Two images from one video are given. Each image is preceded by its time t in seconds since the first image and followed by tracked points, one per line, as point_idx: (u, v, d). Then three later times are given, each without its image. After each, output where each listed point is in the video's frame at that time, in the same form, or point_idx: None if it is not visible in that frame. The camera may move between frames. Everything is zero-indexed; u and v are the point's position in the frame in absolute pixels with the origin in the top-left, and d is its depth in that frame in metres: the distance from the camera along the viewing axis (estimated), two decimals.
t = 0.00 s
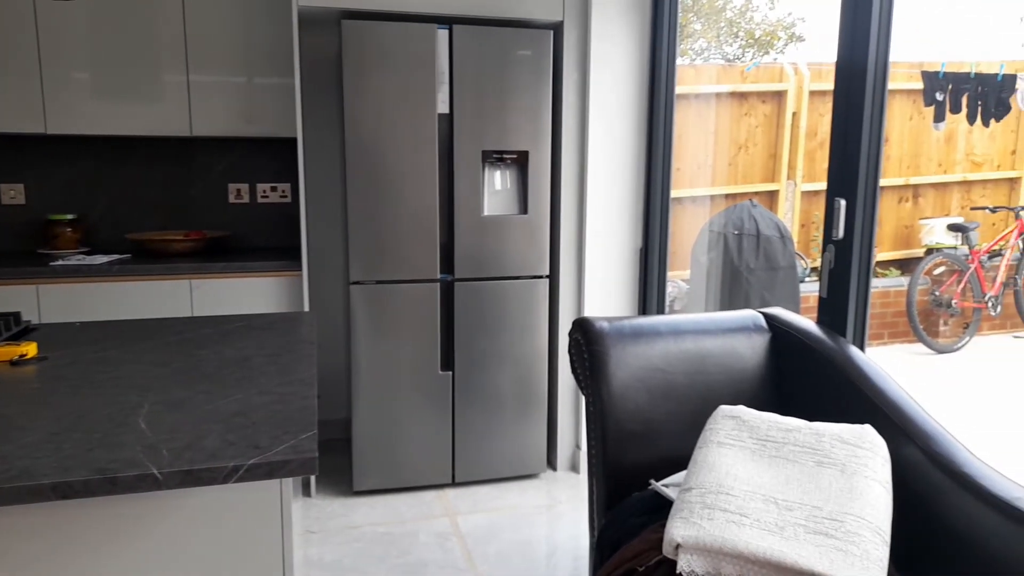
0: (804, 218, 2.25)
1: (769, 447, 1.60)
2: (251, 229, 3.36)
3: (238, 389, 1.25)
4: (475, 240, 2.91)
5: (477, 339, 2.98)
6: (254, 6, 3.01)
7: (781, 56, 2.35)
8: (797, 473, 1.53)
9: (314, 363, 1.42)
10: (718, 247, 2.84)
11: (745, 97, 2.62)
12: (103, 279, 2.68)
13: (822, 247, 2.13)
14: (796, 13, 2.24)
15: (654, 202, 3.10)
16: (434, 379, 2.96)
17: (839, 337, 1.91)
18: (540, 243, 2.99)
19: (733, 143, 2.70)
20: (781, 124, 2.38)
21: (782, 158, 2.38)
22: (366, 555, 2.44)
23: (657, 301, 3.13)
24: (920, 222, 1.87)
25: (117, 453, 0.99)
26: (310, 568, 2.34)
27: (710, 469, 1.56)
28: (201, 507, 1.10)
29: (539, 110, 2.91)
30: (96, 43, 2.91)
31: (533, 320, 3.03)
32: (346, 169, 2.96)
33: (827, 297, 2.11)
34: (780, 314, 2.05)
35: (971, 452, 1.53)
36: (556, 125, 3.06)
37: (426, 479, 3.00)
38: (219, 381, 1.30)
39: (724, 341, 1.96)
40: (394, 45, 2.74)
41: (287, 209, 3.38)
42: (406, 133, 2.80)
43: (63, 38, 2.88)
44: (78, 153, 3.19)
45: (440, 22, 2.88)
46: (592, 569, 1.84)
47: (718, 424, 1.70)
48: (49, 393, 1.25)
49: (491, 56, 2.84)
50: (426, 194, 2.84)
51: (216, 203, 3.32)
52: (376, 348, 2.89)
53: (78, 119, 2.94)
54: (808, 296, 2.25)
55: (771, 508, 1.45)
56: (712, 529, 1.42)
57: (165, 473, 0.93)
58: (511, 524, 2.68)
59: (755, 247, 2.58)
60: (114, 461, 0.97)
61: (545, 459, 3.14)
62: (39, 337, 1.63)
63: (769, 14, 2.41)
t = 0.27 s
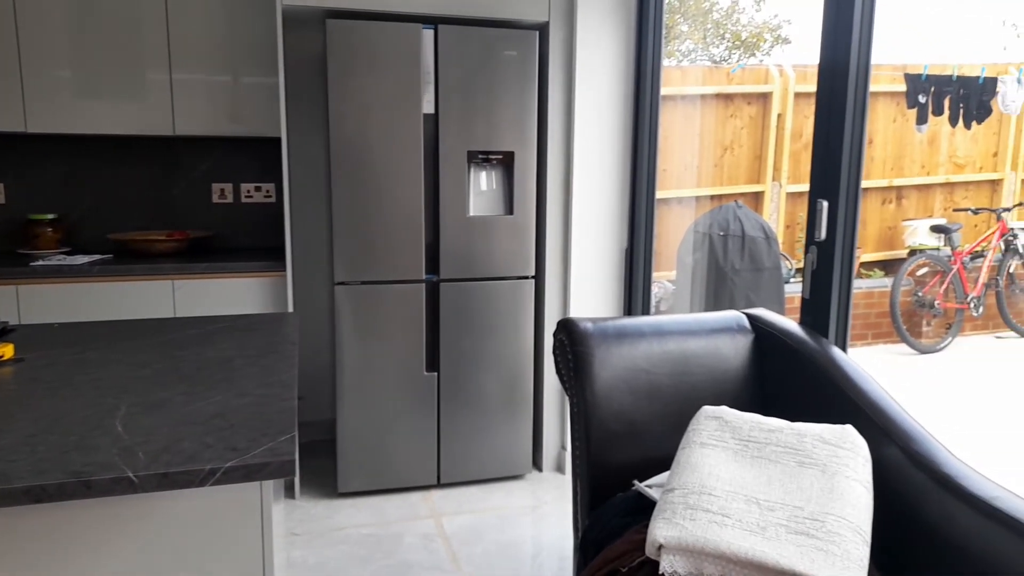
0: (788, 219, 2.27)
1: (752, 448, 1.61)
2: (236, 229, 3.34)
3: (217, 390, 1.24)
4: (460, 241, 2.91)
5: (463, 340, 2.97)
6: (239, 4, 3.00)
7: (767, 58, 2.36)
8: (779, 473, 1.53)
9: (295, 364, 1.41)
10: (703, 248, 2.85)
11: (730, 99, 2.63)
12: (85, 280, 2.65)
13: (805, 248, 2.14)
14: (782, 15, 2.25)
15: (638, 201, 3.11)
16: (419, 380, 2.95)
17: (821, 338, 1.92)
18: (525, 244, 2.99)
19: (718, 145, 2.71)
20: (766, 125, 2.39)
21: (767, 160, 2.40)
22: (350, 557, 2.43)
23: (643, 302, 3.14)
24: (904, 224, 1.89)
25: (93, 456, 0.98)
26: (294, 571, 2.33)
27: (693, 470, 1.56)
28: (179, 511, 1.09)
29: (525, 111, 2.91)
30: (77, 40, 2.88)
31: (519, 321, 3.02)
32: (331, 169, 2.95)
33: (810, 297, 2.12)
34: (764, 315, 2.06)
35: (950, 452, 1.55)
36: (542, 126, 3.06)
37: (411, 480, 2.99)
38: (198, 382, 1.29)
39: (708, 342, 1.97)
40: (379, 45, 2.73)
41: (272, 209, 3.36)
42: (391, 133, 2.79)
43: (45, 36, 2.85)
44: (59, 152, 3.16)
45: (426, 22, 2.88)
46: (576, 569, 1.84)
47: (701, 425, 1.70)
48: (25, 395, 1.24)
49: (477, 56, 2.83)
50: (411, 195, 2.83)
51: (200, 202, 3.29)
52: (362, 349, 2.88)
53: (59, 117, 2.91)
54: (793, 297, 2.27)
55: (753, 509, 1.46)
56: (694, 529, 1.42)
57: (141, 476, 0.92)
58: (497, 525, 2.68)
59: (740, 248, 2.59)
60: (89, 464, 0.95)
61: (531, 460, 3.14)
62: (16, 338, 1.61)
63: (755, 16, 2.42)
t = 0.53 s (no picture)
0: (778, 220, 2.28)
1: (739, 448, 1.61)
2: (225, 230, 3.32)
3: (202, 392, 1.23)
4: (451, 241, 2.90)
5: (453, 341, 2.97)
6: (228, 4, 2.99)
7: (757, 60, 2.37)
8: (766, 473, 1.54)
9: (282, 365, 1.41)
10: (693, 249, 2.86)
11: (721, 100, 2.63)
12: (72, 281, 2.63)
13: (793, 249, 2.14)
14: (773, 16, 2.25)
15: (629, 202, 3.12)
16: (409, 381, 2.94)
17: (809, 339, 1.93)
18: (516, 245, 2.99)
19: (709, 146, 2.72)
20: (756, 126, 2.40)
21: (757, 161, 2.41)
22: (340, 558, 2.43)
23: (633, 302, 3.15)
24: (892, 225, 1.90)
25: (75, 458, 0.97)
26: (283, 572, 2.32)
27: (681, 470, 1.57)
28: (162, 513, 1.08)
29: (515, 112, 2.91)
30: (65, 40, 2.86)
31: (509, 321, 3.02)
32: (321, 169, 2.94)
33: (797, 298, 2.12)
34: (752, 315, 2.07)
35: (936, 452, 1.56)
36: (532, 127, 3.06)
37: (401, 481, 2.98)
38: (183, 384, 1.28)
39: (696, 343, 1.97)
40: (369, 45, 2.73)
41: (261, 210, 3.35)
42: (382, 134, 2.78)
43: (32, 35, 2.83)
44: (47, 152, 3.14)
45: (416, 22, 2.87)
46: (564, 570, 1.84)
47: (689, 425, 1.70)
48: (8, 397, 1.23)
49: (467, 57, 2.83)
50: (402, 195, 2.83)
51: (189, 203, 3.28)
52: (352, 350, 2.87)
53: (47, 117, 2.89)
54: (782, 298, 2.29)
55: (741, 509, 1.46)
56: (682, 530, 1.43)
57: (123, 479, 0.92)
58: (487, 525, 2.68)
59: (730, 249, 2.60)
60: (71, 466, 0.95)
61: (521, 461, 3.14)
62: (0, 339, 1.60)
63: (745, 18, 2.42)
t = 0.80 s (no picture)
0: (768, 220, 2.29)
1: (728, 447, 1.62)
2: (216, 229, 3.32)
3: (190, 392, 1.23)
4: (442, 241, 2.91)
5: (445, 340, 2.97)
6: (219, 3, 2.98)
7: (748, 61, 2.38)
8: (754, 472, 1.55)
9: (270, 365, 1.41)
10: (684, 249, 2.86)
11: (712, 101, 2.64)
12: (61, 281, 2.62)
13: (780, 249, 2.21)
14: (764, 17, 2.26)
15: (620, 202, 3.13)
16: (401, 380, 2.94)
17: (798, 338, 1.94)
18: (508, 245, 3.00)
19: (700, 146, 2.73)
20: (746, 127, 2.42)
21: (747, 162, 2.43)
22: (331, 558, 2.43)
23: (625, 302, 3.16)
24: (881, 225, 1.90)
25: (60, 459, 0.97)
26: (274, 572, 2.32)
27: (670, 469, 1.58)
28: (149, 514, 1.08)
29: (507, 112, 2.92)
30: (54, 38, 2.85)
31: (501, 321, 3.03)
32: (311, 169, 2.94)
33: (785, 299, 2.17)
34: (741, 315, 2.08)
35: (923, 450, 1.57)
36: (523, 126, 3.07)
37: (393, 481, 2.98)
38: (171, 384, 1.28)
39: (685, 342, 1.98)
40: (360, 45, 2.73)
41: (252, 209, 3.35)
42: (373, 134, 2.78)
43: (21, 34, 2.82)
44: (36, 151, 3.12)
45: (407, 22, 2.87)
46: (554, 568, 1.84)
47: (678, 424, 1.71)
48: None
49: (458, 57, 2.83)
50: (393, 195, 2.83)
51: (179, 202, 3.27)
52: (343, 349, 2.87)
53: (36, 116, 2.88)
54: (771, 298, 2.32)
55: (729, 508, 1.47)
56: (671, 528, 1.44)
57: (108, 480, 0.92)
58: (478, 524, 2.68)
59: (721, 249, 2.61)
60: (55, 467, 0.94)
61: (513, 460, 3.15)
62: None
63: (737, 19, 2.42)
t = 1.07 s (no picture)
0: (759, 222, 2.32)
1: (717, 447, 1.64)
2: (208, 231, 3.32)
3: (182, 394, 1.24)
4: (435, 243, 2.92)
5: (438, 342, 2.99)
6: (212, 5, 2.98)
7: (740, 64, 2.39)
8: (743, 472, 1.57)
9: (262, 367, 1.42)
10: (674, 251, 2.87)
11: (704, 104, 2.66)
12: (53, 283, 2.63)
13: (769, 253, 2.27)
14: (756, 21, 2.27)
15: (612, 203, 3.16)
16: (394, 381, 2.95)
17: (787, 339, 1.97)
18: (501, 246, 3.01)
19: (691, 149, 2.75)
20: (738, 130, 2.44)
21: (738, 164, 2.45)
22: (324, 559, 2.43)
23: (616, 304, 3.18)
24: (872, 227, 1.93)
25: (51, 461, 0.98)
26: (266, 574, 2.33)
27: (660, 469, 1.59)
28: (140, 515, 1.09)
29: (499, 114, 2.93)
30: (46, 40, 2.85)
31: (494, 322, 3.05)
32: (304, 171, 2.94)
33: (774, 300, 2.24)
34: (731, 316, 2.10)
35: (909, 450, 1.59)
36: (516, 128, 3.08)
37: (386, 482, 2.99)
38: (162, 386, 1.29)
39: (676, 343, 2.00)
40: (353, 47, 2.74)
41: (245, 211, 3.35)
42: (366, 136, 2.79)
43: (13, 35, 2.82)
44: (28, 153, 3.12)
45: (400, 25, 2.88)
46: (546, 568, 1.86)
47: (668, 425, 1.73)
48: None
49: (451, 59, 2.85)
50: (387, 197, 2.84)
51: (172, 204, 3.27)
52: (337, 351, 2.88)
53: (27, 117, 2.88)
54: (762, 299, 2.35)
55: (718, 507, 1.49)
56: (660, 528, 1.45)
57: (97, 481, 0.93)
58: (471, 525, 2.70)
59: (712, 251, 2.64)
60: (45, 469, 0.95)
61: (506, 460, 3.16)
62: None
63: (728, 23, 2.44)
